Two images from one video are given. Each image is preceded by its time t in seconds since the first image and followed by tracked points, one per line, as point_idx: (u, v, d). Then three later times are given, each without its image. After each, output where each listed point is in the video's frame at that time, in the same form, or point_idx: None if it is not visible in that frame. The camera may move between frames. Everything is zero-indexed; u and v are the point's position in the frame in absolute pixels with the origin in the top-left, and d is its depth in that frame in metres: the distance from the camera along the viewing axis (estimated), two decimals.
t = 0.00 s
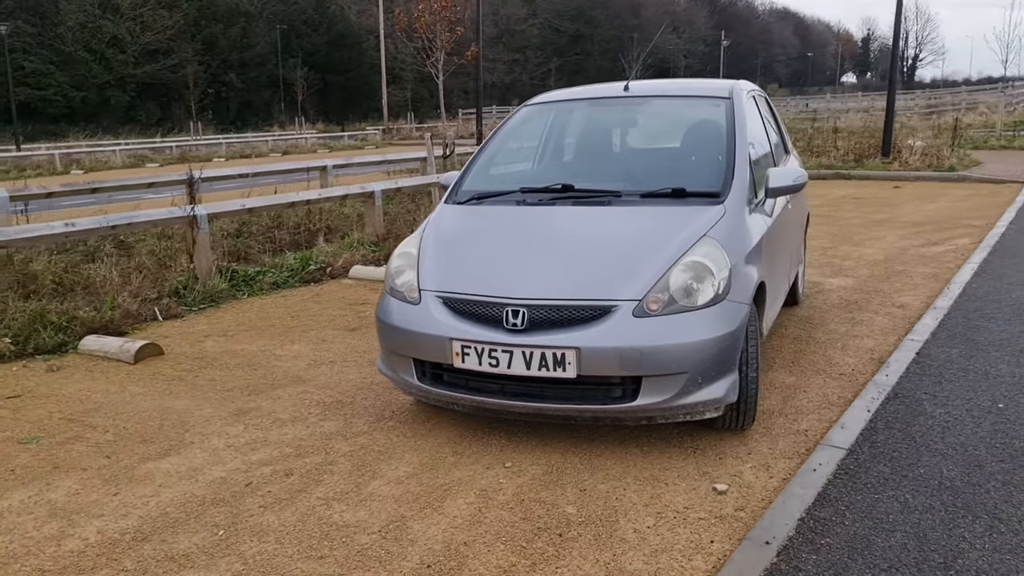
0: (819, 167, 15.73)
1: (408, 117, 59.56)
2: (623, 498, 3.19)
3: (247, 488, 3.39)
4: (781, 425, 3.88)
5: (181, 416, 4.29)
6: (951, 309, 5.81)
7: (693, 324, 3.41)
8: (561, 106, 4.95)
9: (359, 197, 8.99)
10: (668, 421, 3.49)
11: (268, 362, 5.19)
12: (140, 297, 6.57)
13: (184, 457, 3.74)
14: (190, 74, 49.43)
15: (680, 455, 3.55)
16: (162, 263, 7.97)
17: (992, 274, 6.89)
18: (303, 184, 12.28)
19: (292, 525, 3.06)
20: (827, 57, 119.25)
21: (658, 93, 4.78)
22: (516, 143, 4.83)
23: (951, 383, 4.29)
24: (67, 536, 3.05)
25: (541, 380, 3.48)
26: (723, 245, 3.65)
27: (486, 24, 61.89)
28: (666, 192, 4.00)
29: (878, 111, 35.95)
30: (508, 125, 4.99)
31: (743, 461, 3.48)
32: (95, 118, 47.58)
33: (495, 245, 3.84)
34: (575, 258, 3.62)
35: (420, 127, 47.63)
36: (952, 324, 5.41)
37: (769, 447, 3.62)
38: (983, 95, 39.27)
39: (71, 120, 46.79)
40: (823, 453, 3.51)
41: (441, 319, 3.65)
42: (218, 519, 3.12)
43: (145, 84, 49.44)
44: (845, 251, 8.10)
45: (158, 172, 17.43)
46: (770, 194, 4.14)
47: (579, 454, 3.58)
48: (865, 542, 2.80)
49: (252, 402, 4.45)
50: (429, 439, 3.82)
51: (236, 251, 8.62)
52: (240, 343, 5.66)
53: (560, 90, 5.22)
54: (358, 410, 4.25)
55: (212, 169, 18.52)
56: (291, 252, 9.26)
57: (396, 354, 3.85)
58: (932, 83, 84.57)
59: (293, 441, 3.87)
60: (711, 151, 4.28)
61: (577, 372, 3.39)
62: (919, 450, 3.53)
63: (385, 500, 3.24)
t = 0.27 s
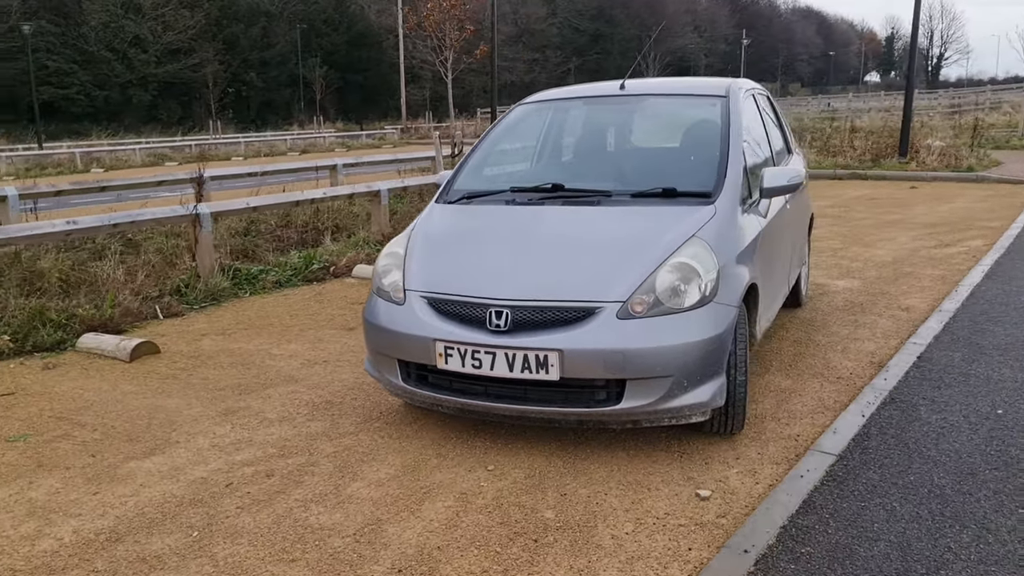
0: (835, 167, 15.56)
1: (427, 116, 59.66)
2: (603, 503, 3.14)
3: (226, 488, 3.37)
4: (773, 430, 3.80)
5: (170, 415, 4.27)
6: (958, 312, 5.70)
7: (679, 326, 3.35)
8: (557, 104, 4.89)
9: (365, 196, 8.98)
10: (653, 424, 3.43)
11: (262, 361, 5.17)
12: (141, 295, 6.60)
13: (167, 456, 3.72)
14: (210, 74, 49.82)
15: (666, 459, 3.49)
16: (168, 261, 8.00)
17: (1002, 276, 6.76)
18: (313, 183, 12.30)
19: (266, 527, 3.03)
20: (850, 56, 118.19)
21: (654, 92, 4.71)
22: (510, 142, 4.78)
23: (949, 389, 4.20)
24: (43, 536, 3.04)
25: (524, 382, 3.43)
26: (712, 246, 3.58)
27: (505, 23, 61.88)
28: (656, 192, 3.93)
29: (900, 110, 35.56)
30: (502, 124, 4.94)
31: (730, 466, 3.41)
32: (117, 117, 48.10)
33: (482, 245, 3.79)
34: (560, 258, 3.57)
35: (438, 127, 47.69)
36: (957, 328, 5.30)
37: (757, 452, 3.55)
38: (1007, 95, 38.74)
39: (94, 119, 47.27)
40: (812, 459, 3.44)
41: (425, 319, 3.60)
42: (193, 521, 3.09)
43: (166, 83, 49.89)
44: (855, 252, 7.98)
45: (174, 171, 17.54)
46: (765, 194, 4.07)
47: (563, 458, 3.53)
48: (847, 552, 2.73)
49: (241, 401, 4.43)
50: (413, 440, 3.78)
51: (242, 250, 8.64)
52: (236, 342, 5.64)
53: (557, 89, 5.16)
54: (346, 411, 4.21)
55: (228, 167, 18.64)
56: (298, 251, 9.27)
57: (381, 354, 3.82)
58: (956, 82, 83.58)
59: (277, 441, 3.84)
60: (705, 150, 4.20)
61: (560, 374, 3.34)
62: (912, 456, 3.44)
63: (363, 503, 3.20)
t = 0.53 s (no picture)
0: (850, 168, 15.36)
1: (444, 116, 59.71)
2: (582, 516, 3.07)
3: (202, 496, 3.32)
4: (763, 441, 3.72)
5: (156, 419, 4.24)
6: (964, 319, 5.57)
7: (663, 335, 3.27)
8: (551, 106, 4.82)
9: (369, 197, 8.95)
10: (637, 435, 3.35)
11: (254, 365, 5.13)
12: (140, 297, 6.59)
13: (148, 462, 3.68)
14: (228, 73, 50.07)
15: (650, 471, 3.42)
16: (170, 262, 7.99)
17: (1013, 282, 6.62)
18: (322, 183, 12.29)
19: (238, 537, 2.98)
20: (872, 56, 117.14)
21: (649, 94, 4.63)
22: (502, 146, 4.71)
23: (948, 400, 4.09)
24: (13, 544, 3.01)
25: (505, 391, 3.36)
26: (699, 252, 3.50)
27: (523, 23, 61.83)
28: (646, 197, 3.86)
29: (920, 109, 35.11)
30: (495, 126, 4.87)
31: (715, 479, 3.33)
32: (137, 117, 48.45)
33: (466, 250, 3.73)
34: (544, 264, 3.50)
35: (454, 126, 47.69)
36: (962, 335, 5.18)
37: (745, 464, 3.46)
38: None
39: (114, 118, 47.68)
40: (800, 472, 3.35)
41: (406, 326, 3.55)
42: (166, 530, 3.05)
43: (185, 83, 50.19)
44: (863, 256, 7.84)
45: (187, 171, 17.62)
46: (758, 199, 3.98)
47: (546, 468, 3.46)
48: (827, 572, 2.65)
49: (228, 406, 4.40)
50: (396, 448, 3.72)
51: (246, 250, 8.64)
52: (230, 345, 5.61)
53: (552, 91, 5.09)
54: (332, 417, 4.16)
55: (242, 167, 18.69)
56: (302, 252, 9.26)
57: (363, 360, 3.76)
58: (979, 82, 82.63)
59: (259, 448, 3.80)
60: (697, 154, 4.12)
61: (541, 384, 3.27)
62: (903, 470, 3.34)
63: (339, 513, 3.15)
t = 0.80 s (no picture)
0: (867, 170, 15.19)
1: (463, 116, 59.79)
2: (565, 532, 3.01)
3: (185, 506, 3.29)
4: (757, 453, 3.64)
5: (147, 425, 4.22)
6: (973, 328, 5.45)
7: (651, 347, 3.21)
8: (549, 109, 4.74)
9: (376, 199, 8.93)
10: (624, 448, 3.29)
11: (251, 369, 5.11)
12: (143, 299, 6.60)
13: (134, 470, 3.66)
14: (249, 74, 50.37)
15: (638, 483, 3.35)
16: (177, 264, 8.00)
17: None
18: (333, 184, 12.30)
19: (216, 549, 2.94)
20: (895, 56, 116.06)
21: (647, 97, 4.55)
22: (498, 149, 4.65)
23: (950, 413, 3.99)
24: None
25: (491, 401, 3.31)
26: (691, 262, 3.43)
27: (542, 24, 61.74)
28: (639, 205, 3.79)
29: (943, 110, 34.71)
30: (492, 130, 4.81)
31: (704, 493, 3.26)
32: (159, 116, 48.89)
33: (455, 257, 3.68)
34: (532, 273, 3.44)
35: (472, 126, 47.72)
36: (969, 345, 5.07)
37: (736, 478, 3.39)
38: None
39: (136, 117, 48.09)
40: (791, 487, 3.27)
41: (393, 335, 3.50)
42: (144, 540, 3.02)
43: (206, 83, 50.56)
44: (874, 262, 7.72)
45: (203, 171, 17.71)
46: (756, 206, 3.90)
47: (533, 480, 3.40)
48: None
49: (220, 411, 4.38)
50: (384, 458, 3.68)
51: (254, 253, 8.65)
52: (229, 349, 5.60)
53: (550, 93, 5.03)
54: (322, 424, 4.13)
55: (259, 168, 18.77)
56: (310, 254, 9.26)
57: (351, 369, 3.72)
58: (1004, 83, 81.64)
59: (247, 456, 3.77)
60: (694, 160, 4.04)
61: (526, 395, 3.22)
62: (898, 486, 3.26)
63: (319, 525, 3.10)
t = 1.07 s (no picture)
0: (880, 172, 15.02)
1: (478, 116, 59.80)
2: (541, 538, 2.96)
3: (161, 508, 3.27)
4: (744, 460, 3.58)
5: (133, 426, 4.20)
6: (975, 333, 5.35)
7: (632, 351, 3.15)
8: (541, 109, 4.69)
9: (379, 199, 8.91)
10: (604, 453, 3.24)
11: (242, 370, 5.09)
12: (142, 298, 6.60)
13: (115, 471, 3.64)
14: (265, 74, 50.60)
15: (619, 490, 3.30)
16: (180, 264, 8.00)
17: None
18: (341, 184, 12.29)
19: (188, 553, 2.91)
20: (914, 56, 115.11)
21: (639, 97, 4.48)
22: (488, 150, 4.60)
23: (945, 420, 3.90)
24: None
25: (470, 406, 3.27)
26: (675, 265, 3.36)
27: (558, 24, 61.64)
28: (626, 206, 3.73)
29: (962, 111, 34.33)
30: (484, 130, 4.76)
31: (686, 501, 3.20)
32: (176, 116, 49.22)
33: (438, 259, 3.63)
34: (514, 275, 3.39)
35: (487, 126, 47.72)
36: (970, 350, 4.98)
37: (720, 485, 3.33)
38: None
39: (153, 117, 48.42)
40: (775, 496, 3.21)
41: (373, 337, 3.46)
42: (117, 543, 2.99)
43: (223, 83, 50.84)
44: (880, 265, 7.61)
45: (215, 170, 17.78)
46: (746, 208, 3.83)
47: (513, 485, 3.35)
48: None
49: (208, 413, 4.35)
50: (365, 461, 3.64)
51: (257, 253, 8.64)
52: (223, 349, 5.58)
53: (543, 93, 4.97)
54: (307, 426, 4.10)
55: (271, 167, 18.83)
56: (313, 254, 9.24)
57: (333, 371, 3.69)
58: None
59: (228, 458, 3.74)
60: (684, 160, 3.97)
61: (505, 400, 3.17)
62: (885, 495, 3.18)
63: (293, 529, 3.07)
